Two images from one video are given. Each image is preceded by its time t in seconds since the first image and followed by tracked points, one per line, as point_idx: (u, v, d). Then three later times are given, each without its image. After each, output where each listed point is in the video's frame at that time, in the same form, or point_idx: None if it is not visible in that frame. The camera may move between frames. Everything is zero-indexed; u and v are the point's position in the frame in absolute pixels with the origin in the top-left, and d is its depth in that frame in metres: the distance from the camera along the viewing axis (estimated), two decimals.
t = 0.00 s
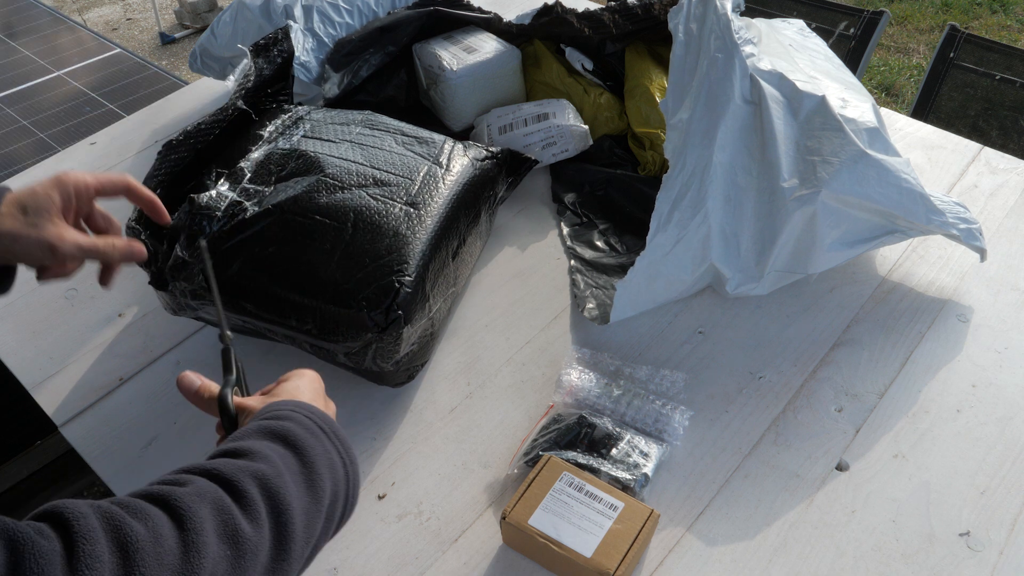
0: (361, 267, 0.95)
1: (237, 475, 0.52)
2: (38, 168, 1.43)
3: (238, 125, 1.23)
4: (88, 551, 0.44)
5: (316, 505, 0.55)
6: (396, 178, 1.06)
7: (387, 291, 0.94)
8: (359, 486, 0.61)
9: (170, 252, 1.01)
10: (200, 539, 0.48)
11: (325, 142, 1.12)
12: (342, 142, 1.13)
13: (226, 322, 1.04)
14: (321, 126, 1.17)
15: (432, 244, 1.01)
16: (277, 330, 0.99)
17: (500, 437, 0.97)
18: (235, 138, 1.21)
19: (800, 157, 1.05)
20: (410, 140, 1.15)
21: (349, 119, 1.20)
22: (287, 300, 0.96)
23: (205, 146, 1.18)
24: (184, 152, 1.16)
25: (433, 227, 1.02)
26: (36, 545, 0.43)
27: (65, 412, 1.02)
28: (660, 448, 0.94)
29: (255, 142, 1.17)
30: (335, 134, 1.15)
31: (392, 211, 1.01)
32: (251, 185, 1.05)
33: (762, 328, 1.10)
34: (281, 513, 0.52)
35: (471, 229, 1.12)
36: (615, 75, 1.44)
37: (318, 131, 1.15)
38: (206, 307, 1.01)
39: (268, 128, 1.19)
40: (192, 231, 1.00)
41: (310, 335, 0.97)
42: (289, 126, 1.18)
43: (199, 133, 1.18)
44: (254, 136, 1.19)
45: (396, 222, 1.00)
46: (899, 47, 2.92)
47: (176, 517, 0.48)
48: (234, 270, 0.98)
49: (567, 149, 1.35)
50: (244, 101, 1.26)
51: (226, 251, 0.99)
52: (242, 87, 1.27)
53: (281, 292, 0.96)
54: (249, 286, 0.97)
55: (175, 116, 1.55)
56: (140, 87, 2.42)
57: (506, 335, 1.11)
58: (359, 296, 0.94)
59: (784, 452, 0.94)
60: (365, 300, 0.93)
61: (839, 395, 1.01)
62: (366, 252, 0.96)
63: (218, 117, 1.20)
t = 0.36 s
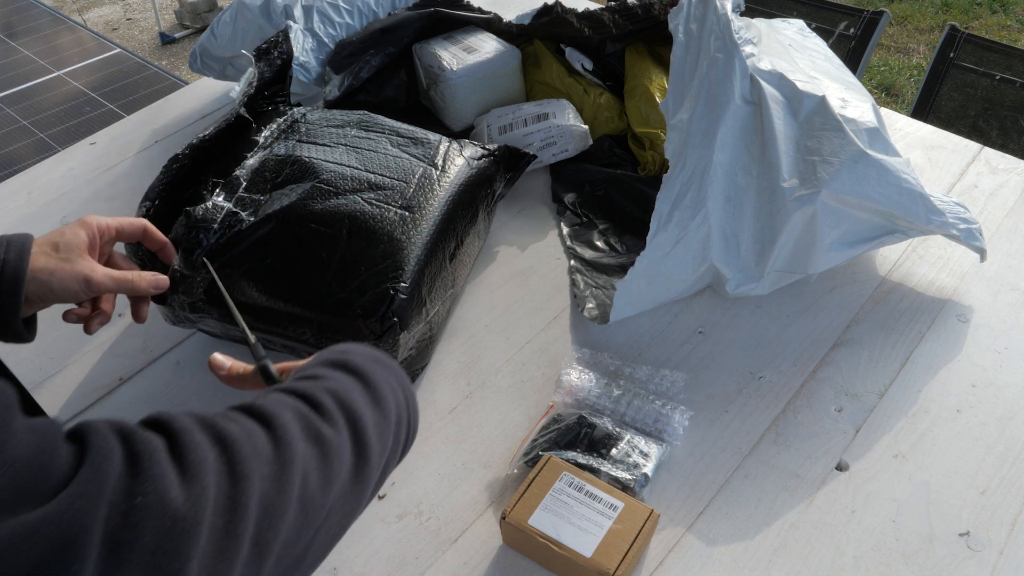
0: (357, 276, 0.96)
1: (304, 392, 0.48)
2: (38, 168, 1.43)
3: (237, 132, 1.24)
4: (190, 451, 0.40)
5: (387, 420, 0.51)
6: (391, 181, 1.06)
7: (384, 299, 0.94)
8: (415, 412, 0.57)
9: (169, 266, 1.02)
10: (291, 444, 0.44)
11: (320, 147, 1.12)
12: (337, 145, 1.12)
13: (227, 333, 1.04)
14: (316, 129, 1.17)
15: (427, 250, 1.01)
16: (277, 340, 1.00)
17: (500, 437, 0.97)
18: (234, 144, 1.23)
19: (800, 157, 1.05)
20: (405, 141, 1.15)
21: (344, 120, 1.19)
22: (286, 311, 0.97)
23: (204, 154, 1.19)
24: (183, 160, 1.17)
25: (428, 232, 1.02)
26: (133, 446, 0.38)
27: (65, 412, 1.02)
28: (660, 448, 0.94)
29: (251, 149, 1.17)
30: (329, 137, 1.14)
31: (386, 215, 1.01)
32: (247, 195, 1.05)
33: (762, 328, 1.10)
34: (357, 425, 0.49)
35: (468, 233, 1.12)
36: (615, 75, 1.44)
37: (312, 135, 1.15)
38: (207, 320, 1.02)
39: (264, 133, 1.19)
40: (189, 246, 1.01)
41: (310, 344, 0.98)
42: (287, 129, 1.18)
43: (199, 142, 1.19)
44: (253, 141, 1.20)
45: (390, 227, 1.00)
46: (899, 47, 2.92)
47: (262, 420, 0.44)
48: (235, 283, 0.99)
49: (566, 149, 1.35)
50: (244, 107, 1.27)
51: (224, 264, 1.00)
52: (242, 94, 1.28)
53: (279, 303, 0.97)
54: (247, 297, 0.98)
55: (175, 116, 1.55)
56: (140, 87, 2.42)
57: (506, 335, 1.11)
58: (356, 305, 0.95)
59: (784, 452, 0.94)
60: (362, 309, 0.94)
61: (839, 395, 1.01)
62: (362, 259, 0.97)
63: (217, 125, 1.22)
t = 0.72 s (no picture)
0: (354, 277, 0.97)
1: (325, 352, 0.58)
2: (39, 168, 1.43)
3: (238, 131, 1.24)
4: (240, 393, 0.47)
5: (398, 381, 0.61)
6: (390, 182, 1.06)
7: (381, 299, 0.95)
8: (422, 384, 0.66)
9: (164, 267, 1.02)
10: (321, 390, 0.53)
11: (319, 148, 1.12)
12: (337, 146, 1.13)
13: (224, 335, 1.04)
14: (316, 129, 1.17)
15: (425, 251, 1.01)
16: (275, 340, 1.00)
17: (500, 438, 0.97)
18: (235, 143, 1.23)
19: (800, 157, 1.05)
20: (405, 142, 1.15)
21: (345, 120, 1.19)
22: (286, 312, 0.97)
23: (204, 153, 1.19)
24: (184, 159, 1.17)
25: (427, 232, 1.03)
26: (189, 387, 0.46)
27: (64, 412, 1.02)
28: (660, 448, 0.94)
29: (250, 151, 1.17)
30: (329, 137, 1.14)
31: (385, 216, 1.01)
32: (246, 194, 1.05)
33: (762, 328, 1.11)
34: (374, 381, 0.58)
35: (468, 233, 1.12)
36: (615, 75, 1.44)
37: (313, 136, 1.15)
38: (208, 320, 1.02)
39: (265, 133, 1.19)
40: (187, 247, 1.01)
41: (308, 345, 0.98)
42: (288, 129, 1.18)
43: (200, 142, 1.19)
44: (253, 140, 1.21)
45: (388, 228, 1.00)
46: (899, 47, 2.92)
47: (294, 375, 0.53)
48: (234, 283, 0.99)
49: (566, 149, 1.35)
50: (244, 107, 1.27)
51: (223, 263, 1.00)
52: (243, 94, 1.29)
53: (277, 303, 0.97)
54: (246, 297, 0.98)
55: (175, 116, 1.55)
56: (140, 87, 2.42)
57: (506, 335, 1.11)
58: (354, 306, 0.96)
59: (784, 452, 0.94)
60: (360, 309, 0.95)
61: (839, 394, 1.01)
62: (360, 260, 0.98)
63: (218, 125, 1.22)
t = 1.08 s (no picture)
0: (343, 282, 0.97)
1: (317, 322, 0.58)
2: (39, 168, 1.43)
3: (238, 131, 1.24)
4: (259, 363, 0.50)
5: (385, 346, 0.63)
6: (383, 186, 1.06)
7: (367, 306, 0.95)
8: (402, 348, 0.68)
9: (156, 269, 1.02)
10: (328, 359, 0.55)
11: (316, 149, 1.12)
12: (335, 147, 1.13)
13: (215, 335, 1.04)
14: (316, 130, 1.17)
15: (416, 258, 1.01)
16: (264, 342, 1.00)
17: (500, 438, 0.97)
18: (235, 143, 1.23)
19: (800, 157, 1.05)
20: (403, 144, 1.14)
21: (344, 120, 1.19)
22: (272, 314, 0.97)
23: (202, 152, 1.19)
24: (181, 158, 1.18)
25: (417, 238, 1.02)
26: (213, 360, 0.48)
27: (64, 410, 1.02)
28: (660, 448, 0.94)
29: (247, 152, 1.17)
30: (327, 139, 1.14)
31: (376, 222, 1.01)
32: (240, 194, 1.05)
33: (762, 328, 1.11)
34: (366, 348, 0.60)
35: (464, 237, 1.11)
36: (615, 75, 1.44)
37: (311, 137, 1.15)
38: (198, 320, 1.02)
39: (264, 132, 1.19)
40: (178, 247, 1.01)
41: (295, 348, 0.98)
42: (286, 130, 1.18)
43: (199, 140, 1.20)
44: (253, 140, 1.20)
45: (379, 234, 1.00)
46: (899, 47, 2.92)
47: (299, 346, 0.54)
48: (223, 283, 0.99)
49: (566, 149, 1.35)
50: (245, 106, 1.27)
51: (213, 263, 1.00)
52: (244, 92, 1.29)
53: (265, 305, 0.97)
54: (235, 298, 0.99)
55: (175, 116, 1.55)
56: (140, 87, 2.42)
57: (507, 335, 1.11)
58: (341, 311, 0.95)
59: (784, 452, 0.94)
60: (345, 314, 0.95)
61: (839, 394, 1.01)
62: (350, 265, 0.98)
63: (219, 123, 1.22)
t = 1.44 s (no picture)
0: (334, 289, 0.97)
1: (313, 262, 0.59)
2: (39, 168, 1.43)
3: (238, 132, 1.24)
4: (269, 298, 0.49)
5: (380, 288, 0.64)
6: (377, 191, 1.06)
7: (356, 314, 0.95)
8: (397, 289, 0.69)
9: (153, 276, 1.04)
10: (334, 295, 0.55)
11: (314, 152, 1.12)
12: (332, 150, 1.13)
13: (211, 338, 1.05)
14: (314, 131, 1.17)
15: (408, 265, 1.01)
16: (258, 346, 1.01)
17: (500, 438, 0.97)
18: (234, 144, 1.23)
19: (800, 157, 1.05)
20: (401, 147, 1.14)
21: (344, 121, 1.19)
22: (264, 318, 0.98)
23: (200, 155, 1.20)
24: (179, 162, 1.19)
25: (409, 245, 1.02)
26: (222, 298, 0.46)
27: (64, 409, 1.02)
28: (660, 448, 0.94)
29: (244, 155, 1.18)
30: (325, 141, 1.14)
31: (370, 227, 1.01)
32: (234, 198, 1.07)
33: (762, 328, 1.11)
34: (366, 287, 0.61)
35: (460, 240, 1.11)
36: (615, 76, 1.44)
37: (309, 139, 1.15)
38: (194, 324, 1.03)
39: (263, 134, 1.20)
40: (174, 251, 1.04)
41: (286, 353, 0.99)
42: (285, 132, 1.18)
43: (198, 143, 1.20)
44: (252, 142, 1.21)
45: (372, 240, 1.00)
46: (899, 47, 2.92)
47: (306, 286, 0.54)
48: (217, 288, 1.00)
49: (566, 149, 1.35)
50: (245, 106, 1.27)
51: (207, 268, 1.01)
52: (244, 93, 1.29)
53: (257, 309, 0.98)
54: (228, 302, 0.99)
55: (175, 116, 1.55)
56: (140, 87, 2.42)
57: (506, 335, 1.11)
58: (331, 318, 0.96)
59: (784, 452, 0.94)
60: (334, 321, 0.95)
61: (839, 394, 1.01)
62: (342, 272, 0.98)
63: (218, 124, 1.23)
